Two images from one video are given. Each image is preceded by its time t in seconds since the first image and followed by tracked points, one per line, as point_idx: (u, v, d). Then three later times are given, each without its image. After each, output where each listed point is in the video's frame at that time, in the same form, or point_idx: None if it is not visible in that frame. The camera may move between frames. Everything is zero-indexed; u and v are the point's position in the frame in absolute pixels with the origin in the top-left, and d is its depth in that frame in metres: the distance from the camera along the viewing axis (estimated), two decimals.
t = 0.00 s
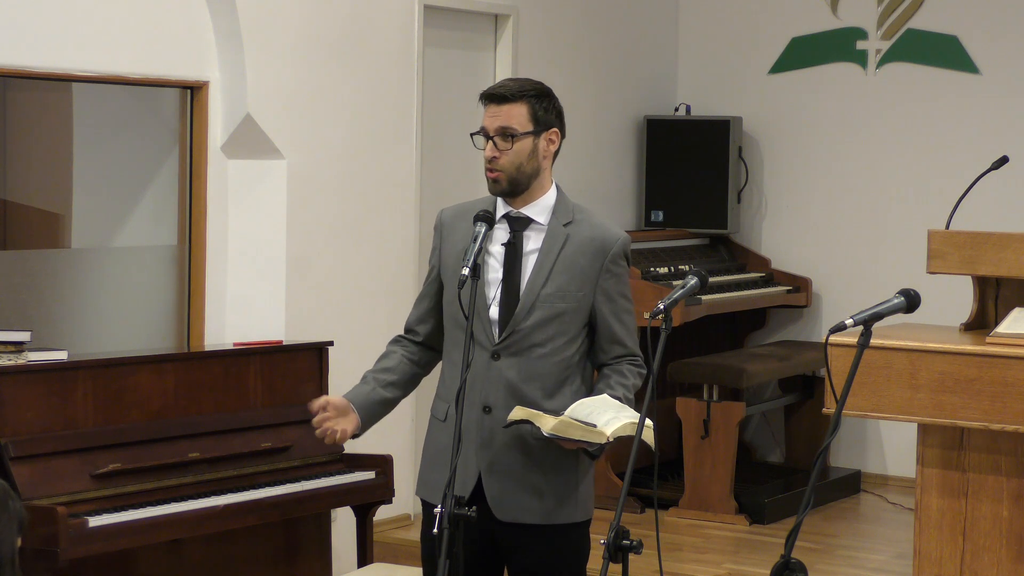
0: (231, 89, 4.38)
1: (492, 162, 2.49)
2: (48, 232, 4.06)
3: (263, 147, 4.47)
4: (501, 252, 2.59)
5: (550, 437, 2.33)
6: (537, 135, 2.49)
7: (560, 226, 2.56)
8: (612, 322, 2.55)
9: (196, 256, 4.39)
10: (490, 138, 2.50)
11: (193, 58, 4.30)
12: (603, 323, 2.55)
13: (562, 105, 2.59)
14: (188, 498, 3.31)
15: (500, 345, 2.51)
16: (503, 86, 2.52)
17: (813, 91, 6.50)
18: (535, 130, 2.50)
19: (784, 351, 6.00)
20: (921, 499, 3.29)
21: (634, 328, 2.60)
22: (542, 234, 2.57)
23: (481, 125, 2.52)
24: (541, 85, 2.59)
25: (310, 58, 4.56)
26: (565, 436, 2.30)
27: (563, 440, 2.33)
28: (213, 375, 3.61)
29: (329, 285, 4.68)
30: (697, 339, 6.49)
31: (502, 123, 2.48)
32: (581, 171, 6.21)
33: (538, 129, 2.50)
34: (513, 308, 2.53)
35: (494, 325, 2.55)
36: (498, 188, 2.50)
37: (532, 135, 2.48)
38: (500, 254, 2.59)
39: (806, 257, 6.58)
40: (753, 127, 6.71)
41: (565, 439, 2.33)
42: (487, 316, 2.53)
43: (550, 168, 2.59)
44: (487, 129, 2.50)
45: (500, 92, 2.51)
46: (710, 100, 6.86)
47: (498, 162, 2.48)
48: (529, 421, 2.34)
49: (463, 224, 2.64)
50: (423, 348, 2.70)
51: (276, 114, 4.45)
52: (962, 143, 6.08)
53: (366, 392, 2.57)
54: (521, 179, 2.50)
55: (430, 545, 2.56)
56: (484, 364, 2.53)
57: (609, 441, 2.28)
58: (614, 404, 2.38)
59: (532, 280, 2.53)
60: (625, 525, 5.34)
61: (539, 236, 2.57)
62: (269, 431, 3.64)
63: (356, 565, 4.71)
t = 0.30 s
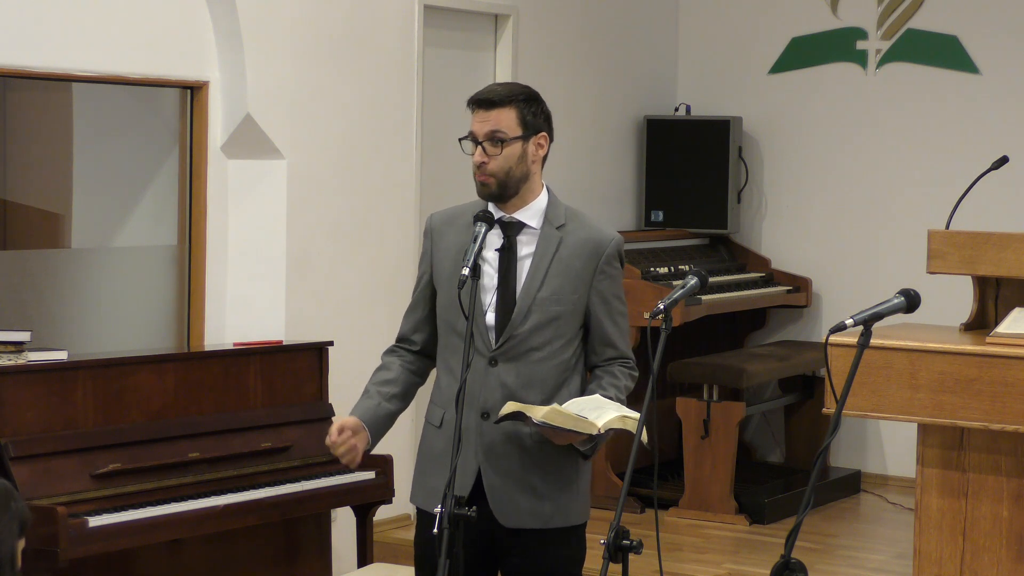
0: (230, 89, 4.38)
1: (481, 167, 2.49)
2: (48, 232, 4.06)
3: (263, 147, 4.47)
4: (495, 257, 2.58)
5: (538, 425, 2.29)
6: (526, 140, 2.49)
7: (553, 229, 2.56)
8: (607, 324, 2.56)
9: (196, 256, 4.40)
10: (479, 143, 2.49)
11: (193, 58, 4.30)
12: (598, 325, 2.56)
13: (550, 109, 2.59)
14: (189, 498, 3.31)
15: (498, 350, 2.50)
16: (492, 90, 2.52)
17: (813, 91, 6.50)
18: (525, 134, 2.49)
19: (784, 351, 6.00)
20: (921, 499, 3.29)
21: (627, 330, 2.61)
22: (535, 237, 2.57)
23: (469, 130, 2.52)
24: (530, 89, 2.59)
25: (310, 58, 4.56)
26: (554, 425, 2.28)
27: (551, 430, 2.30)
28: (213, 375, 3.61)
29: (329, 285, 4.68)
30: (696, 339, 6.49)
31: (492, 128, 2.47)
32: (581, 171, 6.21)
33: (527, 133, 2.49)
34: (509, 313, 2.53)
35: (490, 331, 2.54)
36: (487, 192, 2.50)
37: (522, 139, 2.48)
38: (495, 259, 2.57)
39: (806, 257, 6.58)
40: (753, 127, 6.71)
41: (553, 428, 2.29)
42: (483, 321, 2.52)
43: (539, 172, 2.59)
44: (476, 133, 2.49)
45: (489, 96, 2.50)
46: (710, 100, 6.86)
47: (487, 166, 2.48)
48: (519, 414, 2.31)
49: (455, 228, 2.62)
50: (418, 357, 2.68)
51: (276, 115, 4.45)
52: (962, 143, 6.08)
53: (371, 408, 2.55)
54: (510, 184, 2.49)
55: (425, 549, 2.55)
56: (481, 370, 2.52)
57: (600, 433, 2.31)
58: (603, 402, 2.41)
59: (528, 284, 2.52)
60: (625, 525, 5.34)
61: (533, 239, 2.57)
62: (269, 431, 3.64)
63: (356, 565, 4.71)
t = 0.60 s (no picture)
0: (230, 89, 4.38)
1: (480, 174, 2.46)
2: (47, 231, 4.06)
3: (263, 147, 4.47)
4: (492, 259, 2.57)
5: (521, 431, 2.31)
6: (522, 144, 2.47)
7: (549, 230, 2.56)
8: (601, 326, 2.57)
9: (196, 256, 4.40)
10: (475, 150, 2.46)
11: (193, 59, 4.30)
12: (591, 327, 2.57)
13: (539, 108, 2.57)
14: (188, 498, 3.31)
15: (495, 352, 2.50)
16: (483, 96, 2.48)
17: (813, 91, 6.50)
18: (520, 139, 2.47)
19: (784, 352, 6.00)
20: (921, 499, 3.29)
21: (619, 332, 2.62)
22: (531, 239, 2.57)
23: (463, 137, 2.49)
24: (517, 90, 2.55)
25: (310, 58, 4.56)
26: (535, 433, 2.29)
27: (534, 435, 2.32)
28: (213, 375, 3.60)
29: (330, 285, 4.68)
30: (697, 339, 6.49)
31: (488, 135, 2.44)
32: (581, 171, 6.21)
33: (522, 137, 2.47)
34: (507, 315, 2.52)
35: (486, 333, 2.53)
36: (487, 200, 2.48)
37: (519, 144, 2.46)
38: (492, 262, 2.57)
39: (806, 257, 6.58)
40: (753, 127, 6.71)
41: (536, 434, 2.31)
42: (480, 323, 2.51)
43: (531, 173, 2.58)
44: (471, 141, 2.46)
45: (481, 103, 2.46)
46: (710, 100, 6.86)
47: (486, 174, 2.46)
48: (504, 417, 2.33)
49: (451, 230, 2.61)
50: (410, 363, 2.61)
51: (276, 114, 4.45)
52: (962, 143, 6.08)
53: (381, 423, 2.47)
54: (509, 190, 2.48)
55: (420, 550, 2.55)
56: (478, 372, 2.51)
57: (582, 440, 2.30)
58: (589, 406, 2.39)
59: (525, 286, 2.52)
60: (625, 525, 5.34)
61: (528, 241, 2.56)
62: (270, 431, 3.64)
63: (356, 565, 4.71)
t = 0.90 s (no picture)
0: (230, 89, 4.38)
1: (471, 172, 2.44)
2: (47, 231, 4.06)
3: (263, 146, 4.47)
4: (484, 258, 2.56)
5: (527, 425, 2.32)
6: (514, 142, 2.45)
7: (539, 228, 2.56)
8: (592, 321, 2.58)
9: (196, 256, 4.40)
10: (467, 148, 2.43)
11: (193, 58, 4.29)
12: (583, 322, 2.58)
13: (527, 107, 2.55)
14: (188, 498, 3.31)
15: (491, 351, 2.49)
16: (475, 94, 2.46)
17: (814, 91, 6.50)
18: (512, 137, 2.45)
19: (784, 351, 6.00)
20: (921, 499, 3.29)
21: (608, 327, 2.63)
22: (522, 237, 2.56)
23: (454, 135, 2.46)
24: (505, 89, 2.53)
25: (310, 59, 4.56)
26: (543, 424, 2.29)
27: (540, 429, 2.32)
28: (212, 375, 3.60)
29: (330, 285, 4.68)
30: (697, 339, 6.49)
31: (481, 133, 2.42)
32: (581, 171, 6.21)
33: (514, 136, 2.45)
34: (501, 314, 2.52)
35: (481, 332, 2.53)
36: (478, 198, 2.45)
37: (511, 143, 2.44)
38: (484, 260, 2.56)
39: (806, 257, 6.57)
40: (753, 127, 6.71)
41: (542, 427, 2.31)
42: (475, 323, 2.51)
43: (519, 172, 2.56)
44: (464, 140, 2.43)
45: (473, 101, 2.44)
46: (710, 100, 6.86)
47: (478, 171, 2.43)
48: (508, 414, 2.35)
49: (439, 230, 2.59)
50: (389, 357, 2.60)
51: (276, 115, 4.45)
52: (962, 143, 6.08)
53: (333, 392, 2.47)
54: (501, 188, 2.46)
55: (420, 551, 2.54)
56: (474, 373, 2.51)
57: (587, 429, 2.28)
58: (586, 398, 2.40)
59: (519, 284, 2.52)
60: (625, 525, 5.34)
61: (519, 239, 2.56)
62: (269, 431, 3.64)
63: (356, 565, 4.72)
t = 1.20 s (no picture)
0: (231, 89, 4.38)
1: (474, 170, 2.44)
2: (48, 231, 4.06)
3: (264, 146, 4.47)
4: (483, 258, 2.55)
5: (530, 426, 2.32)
6: (516, 144, 2.47)
7: (535, 228, 2.57)
8: (586, 321, 2.60)
9: (196, 257, 4.40)
10: (470, 146, 2.44)
11: (193, 58, 4.29)
12: (578, 322, 2.59)
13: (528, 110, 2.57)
14: (188, 498, 3.31)
15: (492, 352, 2.49)
16: (481, 93, 2.46)
17: (813, 90, 6.50)
18: (515, 138, 2.46)
19: (784, 351, 6.00)
20: (921, 499, 3.29)
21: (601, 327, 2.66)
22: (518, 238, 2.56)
23: (457, 132, 2.46)
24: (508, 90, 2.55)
25: (310, 59, 4.56)
26: (548, 425, 2.30)
27: (543, 429, 2.32)
28: (213, 375, 3.60)
29: (330, 285, 4.68)
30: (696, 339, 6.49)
31: (485, 132, 2.43)
32: (581, 171, 6.21)
33: (517, 137, 2.47)
34: (501, 315, 2.52)
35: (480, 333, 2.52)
36: (478, 196, 2.46)
37: (514, 144, 2.45)
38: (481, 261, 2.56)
39: (806, 257, 6.57)
40: (753, 127, 6.71)
41: (545, 428, 2.32)
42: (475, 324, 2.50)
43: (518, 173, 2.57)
44: (467, 137, 2.44)
45: (479, 100, 2.45)
46: (710, 100, 6.87)
47: (480, 170, 2.44)
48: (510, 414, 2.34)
49: (434, 230, 2.58)
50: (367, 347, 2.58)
51: (276, 115, 4.45)
52: (962, 143, 6.08)
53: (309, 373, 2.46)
54: (501, 187, 2.47)
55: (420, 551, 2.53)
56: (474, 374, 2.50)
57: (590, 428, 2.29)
58: (582, 396, 2.41)
59: (518, 284, 2.52)
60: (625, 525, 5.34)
61: (516, 240, 2.56)
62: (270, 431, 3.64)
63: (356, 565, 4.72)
